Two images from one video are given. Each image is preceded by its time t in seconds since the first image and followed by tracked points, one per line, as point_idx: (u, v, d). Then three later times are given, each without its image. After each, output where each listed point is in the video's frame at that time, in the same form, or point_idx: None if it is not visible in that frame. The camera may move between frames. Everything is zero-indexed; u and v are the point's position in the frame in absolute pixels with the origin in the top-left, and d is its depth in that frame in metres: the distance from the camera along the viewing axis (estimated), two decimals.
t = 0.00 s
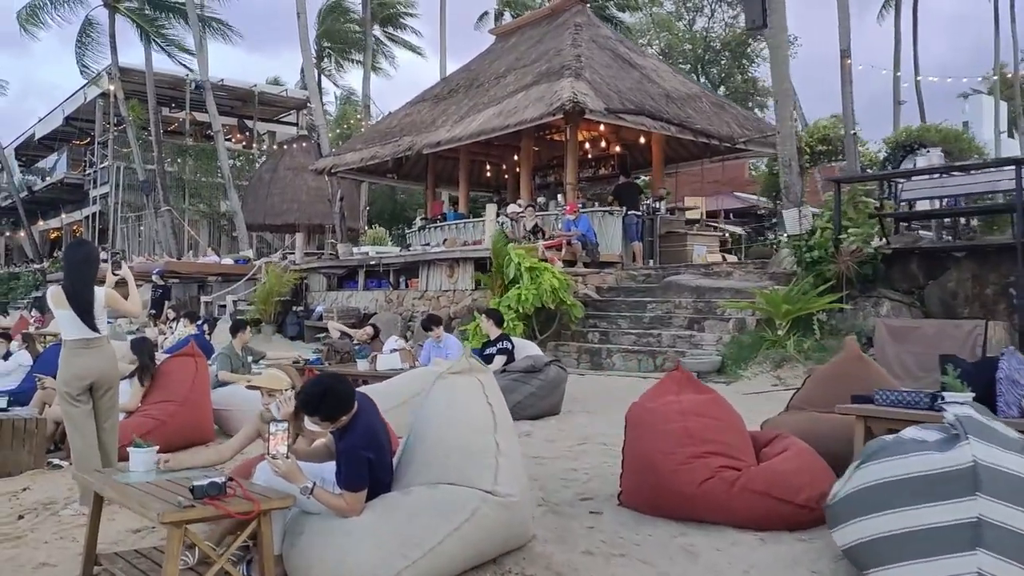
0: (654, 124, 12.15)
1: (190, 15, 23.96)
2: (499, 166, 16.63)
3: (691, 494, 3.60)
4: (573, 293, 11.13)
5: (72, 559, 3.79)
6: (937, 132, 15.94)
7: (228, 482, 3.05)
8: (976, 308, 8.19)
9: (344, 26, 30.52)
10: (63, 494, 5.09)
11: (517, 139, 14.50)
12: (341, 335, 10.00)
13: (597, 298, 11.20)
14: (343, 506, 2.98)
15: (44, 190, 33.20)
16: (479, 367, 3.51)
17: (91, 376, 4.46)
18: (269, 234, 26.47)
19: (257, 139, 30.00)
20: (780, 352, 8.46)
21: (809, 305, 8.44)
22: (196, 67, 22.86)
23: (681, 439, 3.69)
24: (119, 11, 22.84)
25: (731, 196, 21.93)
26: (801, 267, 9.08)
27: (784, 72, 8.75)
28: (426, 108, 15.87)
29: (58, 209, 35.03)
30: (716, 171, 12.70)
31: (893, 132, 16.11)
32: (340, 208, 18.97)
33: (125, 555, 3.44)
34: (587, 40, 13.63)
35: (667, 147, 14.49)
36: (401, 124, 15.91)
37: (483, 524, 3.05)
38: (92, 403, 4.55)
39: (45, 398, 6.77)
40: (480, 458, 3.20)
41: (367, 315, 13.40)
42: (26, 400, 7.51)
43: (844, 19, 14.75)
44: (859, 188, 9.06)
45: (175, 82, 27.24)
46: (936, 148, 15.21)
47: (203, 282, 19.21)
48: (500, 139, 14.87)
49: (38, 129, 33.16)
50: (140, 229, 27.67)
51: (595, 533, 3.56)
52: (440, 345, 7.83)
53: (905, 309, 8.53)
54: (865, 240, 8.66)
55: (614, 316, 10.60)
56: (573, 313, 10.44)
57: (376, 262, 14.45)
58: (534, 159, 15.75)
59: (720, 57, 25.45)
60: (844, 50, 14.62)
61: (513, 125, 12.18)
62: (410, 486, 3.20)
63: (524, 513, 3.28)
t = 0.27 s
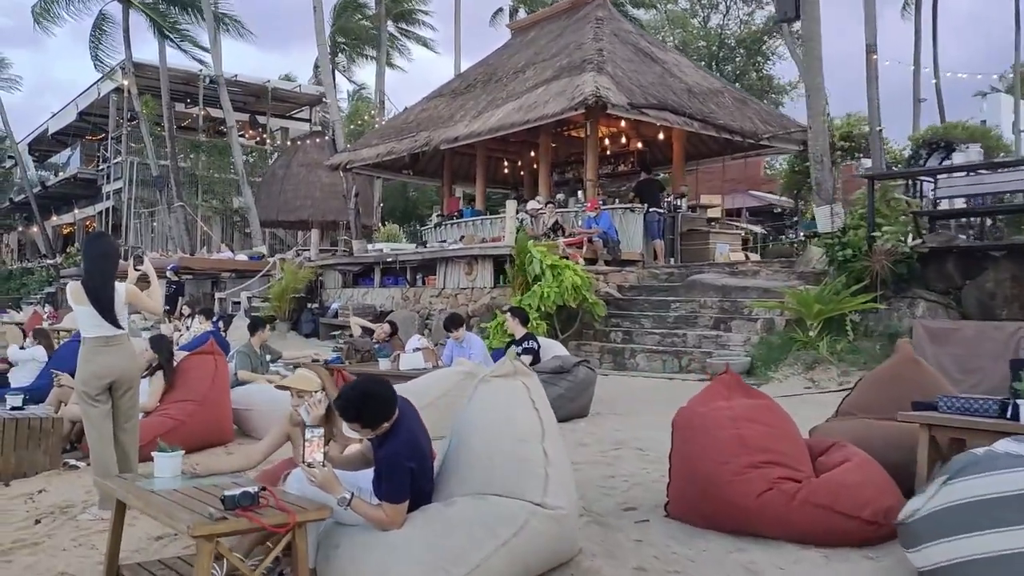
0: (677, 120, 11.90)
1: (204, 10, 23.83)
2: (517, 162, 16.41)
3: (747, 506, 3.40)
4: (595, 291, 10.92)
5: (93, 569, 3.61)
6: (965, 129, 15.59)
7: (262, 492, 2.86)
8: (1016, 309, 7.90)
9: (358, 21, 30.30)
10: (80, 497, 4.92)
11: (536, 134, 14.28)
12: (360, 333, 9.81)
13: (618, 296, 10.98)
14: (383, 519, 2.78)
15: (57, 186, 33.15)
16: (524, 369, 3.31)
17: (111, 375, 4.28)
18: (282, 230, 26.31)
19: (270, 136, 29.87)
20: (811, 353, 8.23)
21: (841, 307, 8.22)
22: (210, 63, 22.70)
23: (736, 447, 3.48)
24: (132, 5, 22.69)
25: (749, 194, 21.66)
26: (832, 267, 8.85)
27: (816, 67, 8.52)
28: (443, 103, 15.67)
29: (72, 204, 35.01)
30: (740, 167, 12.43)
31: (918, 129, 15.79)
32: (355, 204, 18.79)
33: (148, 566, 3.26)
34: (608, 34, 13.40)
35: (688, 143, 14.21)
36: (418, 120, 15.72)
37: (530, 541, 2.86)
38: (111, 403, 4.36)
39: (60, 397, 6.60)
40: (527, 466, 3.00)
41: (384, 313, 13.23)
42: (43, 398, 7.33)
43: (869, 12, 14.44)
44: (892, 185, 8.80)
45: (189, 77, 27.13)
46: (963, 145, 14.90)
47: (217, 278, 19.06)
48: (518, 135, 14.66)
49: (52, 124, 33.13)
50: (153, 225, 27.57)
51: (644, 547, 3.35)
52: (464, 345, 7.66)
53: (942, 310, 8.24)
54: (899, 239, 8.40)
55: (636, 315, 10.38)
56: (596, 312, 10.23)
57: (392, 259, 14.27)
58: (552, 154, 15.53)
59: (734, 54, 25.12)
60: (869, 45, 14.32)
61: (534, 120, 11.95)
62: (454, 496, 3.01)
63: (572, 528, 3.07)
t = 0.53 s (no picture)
0: (702, 121, 11.68)
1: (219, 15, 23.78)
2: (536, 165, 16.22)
3: (810, 528, 3.19)
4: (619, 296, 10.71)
5: None
6: (993, 128, 15.28)
7: (298, 516, 2.68)
8: None
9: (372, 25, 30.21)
10: (101, 513, 4.77)
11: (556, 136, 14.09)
12: (382, 339, 9.65)
13: (643, 301, 10.77)
14: (426, 545, 2.59)
15: (74, 191, 33.20)
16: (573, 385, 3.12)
17: (134, 387, 4.11)
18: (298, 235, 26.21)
19: (285, 141, 29.81)
20: (847, 359, 7.99)
21: (878, 311, 8.02)
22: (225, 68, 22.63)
23: (796, 465, 3.27)
24: (148, 11, 22.66)
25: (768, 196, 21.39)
26: (867, 270, 8.64)
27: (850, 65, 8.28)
28: (461, 106, 15.51)
29: (88, 210, 35.08)
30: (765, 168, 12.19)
31: (944, 129, 15.49)
32: (372, 208, 18.66)
33: None
34: (629, 34, 13.20)
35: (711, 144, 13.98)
36: (436, 123, 15.56)
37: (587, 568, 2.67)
38: (134, 416, 4.20)
39: (79, 406, 6.46)
40: (580, 489, 2.81)
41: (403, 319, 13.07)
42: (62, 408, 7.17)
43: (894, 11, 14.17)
44: (929, 186, 8.55)
45: (204, 83, 27.10)
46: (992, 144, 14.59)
47: (233, 283, 18.96)
48: (538, 138, 14.47)
49: (68, 130, 33.21)
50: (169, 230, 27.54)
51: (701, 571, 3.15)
52: (491, 352, 7.50)
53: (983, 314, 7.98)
54: (938, 241, 8.15)
55: (662, 320, 10.16)
56: (621, 317, 10.01)
57: (411, 264, 14.10)
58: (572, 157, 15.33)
59: (751, 55, 24.85)
60: (896, 44, 14.05)
61: (555, 122, 11.76)
62: (502, 519, 2.82)
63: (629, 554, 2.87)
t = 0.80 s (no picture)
0: (732, 114, 11.41)
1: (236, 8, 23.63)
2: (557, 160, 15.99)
3: (889, 544, 2.97)
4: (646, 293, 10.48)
5: None
6: None
7: (344, 527, 2.48)
8: None
9: (388, 19, 30.03)
10: (125, 514, 4.59)
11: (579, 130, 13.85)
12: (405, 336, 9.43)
13: (670, 298, 10.54)
14: (486, 561, 2.39)
15: (90, 185, 33.17)
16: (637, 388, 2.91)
17: (161, 383, 3.93)
18: (315, 229, 26.07)
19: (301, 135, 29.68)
20: (886, 359, 7.75)
21: (920, 310, 7.78)
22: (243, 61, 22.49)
23: (871, 474, 3.04)
24: (165, 4, 22.52)
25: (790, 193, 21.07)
26: (906, 268, 8.39)
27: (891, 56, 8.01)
28: (482, 99, 15.29)
29: (104, 204, 35.06)
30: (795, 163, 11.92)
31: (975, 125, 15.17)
32: (390, 203, 18.47)
33: None
34: (656, 26, 12.95)
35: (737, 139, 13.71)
36: (457, 116, 15.34)
37: None
38: (161, 414, 4.02)
39: (100, 401, 6.30)
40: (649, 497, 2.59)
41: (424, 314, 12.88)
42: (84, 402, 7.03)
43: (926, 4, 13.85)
44: (971, 181, 8.27)
45: (221, 77, 26.98)
46: None
47: (250, 278, 18.82)
48: (560, 132, 14.24)
49: (85, 124, 33.18)
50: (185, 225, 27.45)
51: None
52: (519, 350, 7.31)
53: None
54: (982, 238, 7.88)
55: (691, 318, 9.92)
56: (649, 314, 9.79)
57: (431, 259, 13.91)
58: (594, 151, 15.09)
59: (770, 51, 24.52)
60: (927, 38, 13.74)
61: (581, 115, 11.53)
62: (564, 532, 2.61)
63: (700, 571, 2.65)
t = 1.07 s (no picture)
0: (767, 118, 11.15)
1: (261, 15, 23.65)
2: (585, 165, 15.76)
3: None
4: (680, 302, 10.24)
5: None
6: None
7: (405, 568, 2.28)
8: None
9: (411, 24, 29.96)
10: (157, 536, 4.42)
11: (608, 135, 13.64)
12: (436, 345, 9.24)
13: (705, 307, 10.28)
14: None
15: (115, 191, 33.32)
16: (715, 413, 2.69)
17: (200, 402, 3.76)
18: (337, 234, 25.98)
19: (324, 141, 29.66)
20: (935, 372, 7.46)
21: (972, 320, 7.51)
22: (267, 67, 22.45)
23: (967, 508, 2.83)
24: (190, 11, 22.51)
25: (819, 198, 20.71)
26: (955, 277, 8.09)
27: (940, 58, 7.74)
28: (509, 104, 15.11)
29: (129, 210, 35.22)
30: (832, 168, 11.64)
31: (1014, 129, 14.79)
32: (415, 209, 18.33)
33: None
34: (687, 29, 12.72)
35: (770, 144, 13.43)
36: (484, 121, 15.18)
37: None
38: (199, 434, 3.85)
39: (130, 414, 6.16)
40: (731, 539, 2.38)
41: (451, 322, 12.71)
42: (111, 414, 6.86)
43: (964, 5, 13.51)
44: None
45: (245, 83, 27.01)
46: None
47: (275, 284, 18.73)
48: (588, 137, 14.02)
49: (110, 130, 33.35)
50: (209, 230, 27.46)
51: None
52: (555, 361, 7.10)
53: None
54: None
55: (727, 327, 9.66)
56: (684, 323, 9.57)
57: (457, 266, 13.73)
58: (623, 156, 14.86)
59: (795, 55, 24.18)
60: (965, 40, 13.40)
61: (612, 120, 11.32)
62: (640, 575, 2.39)
63: None
